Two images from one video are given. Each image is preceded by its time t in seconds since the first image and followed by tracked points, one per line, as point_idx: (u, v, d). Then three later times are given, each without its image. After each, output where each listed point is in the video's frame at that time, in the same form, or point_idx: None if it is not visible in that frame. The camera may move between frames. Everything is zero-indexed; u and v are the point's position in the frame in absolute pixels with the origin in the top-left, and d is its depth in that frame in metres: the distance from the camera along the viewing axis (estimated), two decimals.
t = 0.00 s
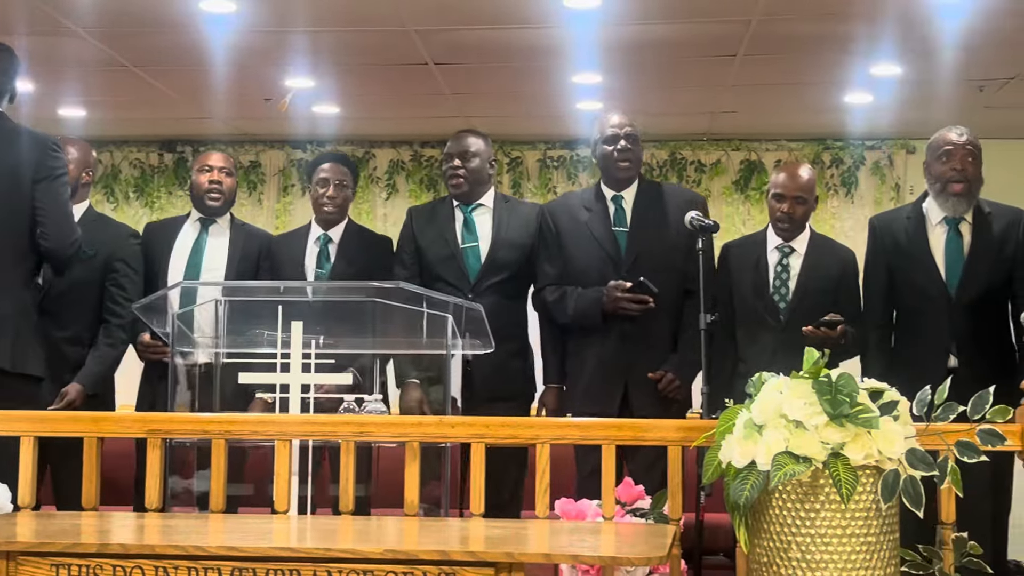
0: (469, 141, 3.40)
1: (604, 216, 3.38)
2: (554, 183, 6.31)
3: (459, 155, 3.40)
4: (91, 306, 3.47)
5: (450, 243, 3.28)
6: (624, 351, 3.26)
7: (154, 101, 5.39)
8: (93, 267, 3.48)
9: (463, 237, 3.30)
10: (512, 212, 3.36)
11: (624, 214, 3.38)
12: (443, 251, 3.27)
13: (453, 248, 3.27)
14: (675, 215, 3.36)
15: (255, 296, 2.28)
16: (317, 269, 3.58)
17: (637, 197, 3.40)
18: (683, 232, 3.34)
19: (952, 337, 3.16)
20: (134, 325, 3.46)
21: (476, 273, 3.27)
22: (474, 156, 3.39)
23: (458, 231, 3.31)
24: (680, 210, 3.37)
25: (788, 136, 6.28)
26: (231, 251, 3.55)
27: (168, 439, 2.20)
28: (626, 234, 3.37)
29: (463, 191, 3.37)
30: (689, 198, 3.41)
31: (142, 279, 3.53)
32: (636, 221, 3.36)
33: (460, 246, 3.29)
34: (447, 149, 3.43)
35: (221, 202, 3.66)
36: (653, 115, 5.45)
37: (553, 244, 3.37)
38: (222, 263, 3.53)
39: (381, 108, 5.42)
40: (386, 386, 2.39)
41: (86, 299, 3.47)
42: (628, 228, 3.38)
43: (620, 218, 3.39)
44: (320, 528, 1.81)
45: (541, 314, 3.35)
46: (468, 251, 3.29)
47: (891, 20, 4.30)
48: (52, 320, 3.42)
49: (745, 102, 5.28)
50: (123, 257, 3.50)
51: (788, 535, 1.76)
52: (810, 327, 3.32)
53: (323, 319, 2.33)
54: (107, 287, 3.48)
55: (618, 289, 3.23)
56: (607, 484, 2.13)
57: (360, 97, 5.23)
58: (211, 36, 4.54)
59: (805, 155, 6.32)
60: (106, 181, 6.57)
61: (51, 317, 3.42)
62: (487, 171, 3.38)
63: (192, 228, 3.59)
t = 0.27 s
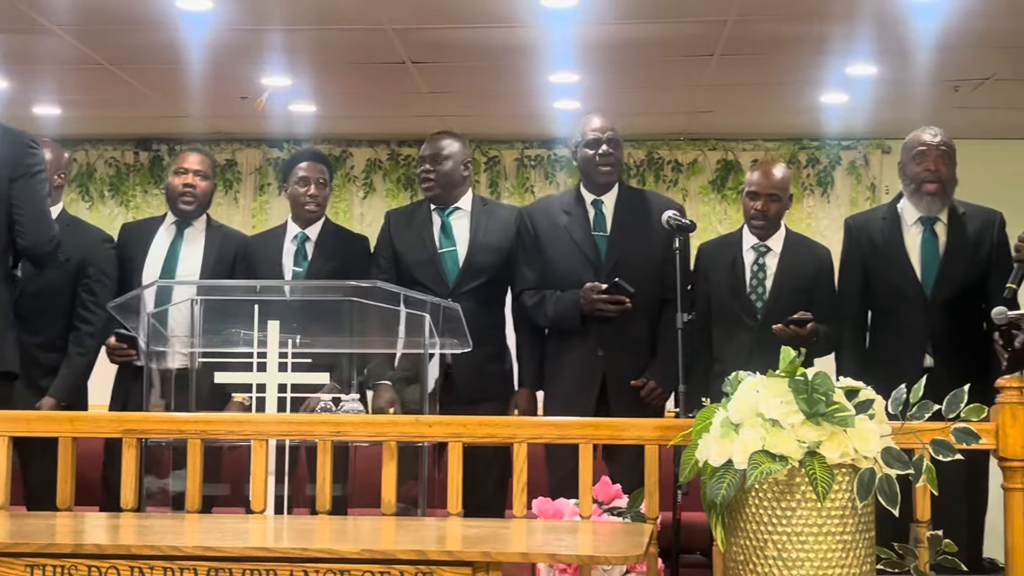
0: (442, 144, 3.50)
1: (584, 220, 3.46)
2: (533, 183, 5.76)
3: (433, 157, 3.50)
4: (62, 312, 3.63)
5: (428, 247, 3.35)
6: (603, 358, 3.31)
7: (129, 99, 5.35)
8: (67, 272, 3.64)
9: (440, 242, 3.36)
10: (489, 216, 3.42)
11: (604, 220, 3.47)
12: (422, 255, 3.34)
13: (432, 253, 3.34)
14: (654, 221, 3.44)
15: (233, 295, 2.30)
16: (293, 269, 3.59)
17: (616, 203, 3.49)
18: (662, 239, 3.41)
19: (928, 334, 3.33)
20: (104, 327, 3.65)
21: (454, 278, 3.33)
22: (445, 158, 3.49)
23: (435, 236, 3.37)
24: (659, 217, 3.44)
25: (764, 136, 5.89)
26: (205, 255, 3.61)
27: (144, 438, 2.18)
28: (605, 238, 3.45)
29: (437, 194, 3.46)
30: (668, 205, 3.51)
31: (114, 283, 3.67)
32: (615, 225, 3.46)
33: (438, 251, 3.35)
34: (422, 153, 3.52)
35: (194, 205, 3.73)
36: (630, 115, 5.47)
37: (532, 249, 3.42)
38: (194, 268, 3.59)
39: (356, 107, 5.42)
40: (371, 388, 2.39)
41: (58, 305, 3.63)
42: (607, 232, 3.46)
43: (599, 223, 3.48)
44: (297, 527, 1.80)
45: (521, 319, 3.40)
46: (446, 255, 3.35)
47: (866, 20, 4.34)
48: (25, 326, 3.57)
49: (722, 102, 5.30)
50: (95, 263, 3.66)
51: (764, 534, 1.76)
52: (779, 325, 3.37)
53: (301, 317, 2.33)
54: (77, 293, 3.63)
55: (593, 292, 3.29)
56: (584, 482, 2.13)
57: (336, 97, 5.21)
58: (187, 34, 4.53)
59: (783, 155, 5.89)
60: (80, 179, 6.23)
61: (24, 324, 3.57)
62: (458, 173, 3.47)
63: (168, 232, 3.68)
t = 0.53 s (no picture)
0: (403, 145, 3.51)
1: (545, 221, 3.41)
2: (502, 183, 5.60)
3: (393, 158, 3.52)
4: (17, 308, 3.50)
5: (385, 246, 3.40)
6: (559, 358, 3.32)
7: (98, 96, 5.31)
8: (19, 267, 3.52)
9: (397, 241, 3.42)
10: (448, 216, 3.47)
11: (568, 220, 3.42)
12: (377, 253, 3.40)
13: (388, 253, 3.39)
14: (613, 224, 3.41)
15: (197, 294, 2.32)
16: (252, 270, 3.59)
17: (579, 203, 3.44)
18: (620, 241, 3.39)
19: (886, 334, 3.27)
20: (62, 319, 3.49)
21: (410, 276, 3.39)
22: (404, 158, 3.50)
23: (392, 234, 3.43)
24: (618, 220, 3.42)
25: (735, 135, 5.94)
26: (161, 254, 3.59)
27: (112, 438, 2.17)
28: (567, 239, 3.41)
29: (395, 195, 3.49)
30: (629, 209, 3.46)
31: (68, 277, 3.58)
32: (579, 228, 3.41)
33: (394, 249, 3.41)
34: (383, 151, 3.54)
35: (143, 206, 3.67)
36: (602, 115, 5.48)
37: (492, 248, 3.42)
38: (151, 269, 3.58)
39: (326, 106, 5.41)
40: (329, 383, 2.37)
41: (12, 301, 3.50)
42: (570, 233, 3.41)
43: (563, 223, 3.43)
44: (266, 527, 1.79)
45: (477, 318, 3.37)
46: (403, 254, 3.41)
47: (835, 21, 4.35)
48: None
49: (692, 101, 5.33)
50: (47, 257, 3.56)
51: (733, 532, 1.77)
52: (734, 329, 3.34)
53: (267, 320, 2.35)
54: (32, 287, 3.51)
55: (556, 295, 3.30)
56: (554, 481, 2.13)
57: (306, 95, 5.20)
58: (156, 30, 4.49)
59: (753, 155, 5.97)
60: (47, 179, 6.20)
61: None
62: (416, 175, 3.50)
63: (121, 232, 3.62)
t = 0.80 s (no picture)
0: (359, 139, 3.54)
1: (503, 217, 3.51)
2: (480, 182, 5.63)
3: (349, 152, 3.56)
4: None
5: (337, 241, 3.49)
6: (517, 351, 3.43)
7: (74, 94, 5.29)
8: None
9: (350, 235, 3.49)
10: (405, 210, 3.51)
11: (525, 215, 3.52)
12: (330, 246, 3.48)
13: (341, 247, 3.47)
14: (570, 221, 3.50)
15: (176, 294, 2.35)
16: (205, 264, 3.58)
17: (536, 199, 3.53)
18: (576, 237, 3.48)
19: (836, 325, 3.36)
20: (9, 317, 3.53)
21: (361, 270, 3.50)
22: (360, 152, 3.55)
23: (346, 228, 3.50)
24: (575, 217, 3.50)
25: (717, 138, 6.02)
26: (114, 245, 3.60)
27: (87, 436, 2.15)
28: (525, 236, 3.51)
29: (348, 187, 3.54)
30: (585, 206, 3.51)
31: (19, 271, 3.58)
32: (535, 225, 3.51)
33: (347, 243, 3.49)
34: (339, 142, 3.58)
35: (93, 192, 3.62)
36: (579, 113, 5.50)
37: (450, 241, 3.50)
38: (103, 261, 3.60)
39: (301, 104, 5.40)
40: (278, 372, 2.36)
41: None
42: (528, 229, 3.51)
43: (520, 219, 3.52)
44: (243, 526, 1.78)
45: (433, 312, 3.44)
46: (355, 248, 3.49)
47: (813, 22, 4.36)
48: None
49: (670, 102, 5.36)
50: None
51: (710, 530, 1.78)
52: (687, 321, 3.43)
53: (243, 320, 2.36)
54: None
55: (511, 288, 3.47)
56: (530, 479, 2.13)
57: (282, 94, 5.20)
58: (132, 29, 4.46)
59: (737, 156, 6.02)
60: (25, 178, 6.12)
61: None
62: (371, 170, 3.54)
63: (75, 224, 3.62)
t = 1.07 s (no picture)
0: (315, 144, 3.28)
1: (463, 223, 3.34)
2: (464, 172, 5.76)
3: (306, 158, 3.28)
4: None
5: (290, 248, 3.24)
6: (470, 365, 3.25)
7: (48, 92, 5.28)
8: None
9: (304, 242, 3.25)
10: (359, 216, 3.30)
11: (484, 224, 3.35)
12: (285, 254, 3.24)
13: (294, 254, 3.23)
14: (528, 228, 3.36)
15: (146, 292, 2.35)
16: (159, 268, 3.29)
17: (494, 207, 3.37)
18: (534, 244, 3.33)
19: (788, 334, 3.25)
20: None
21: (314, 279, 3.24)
22: (316, 158, 3.27)
23: (299, 235, 3.26)
24: (533, 223, 3.37)
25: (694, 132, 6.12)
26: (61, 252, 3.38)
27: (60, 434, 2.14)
28: (485, 245, 3.34)
29: (302, 192, 3.29)
30: (541, 213, 3.40)
31: None
32: (495, 234, 3.35)
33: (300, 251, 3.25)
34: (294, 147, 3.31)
35: (39, 199, 3.46)
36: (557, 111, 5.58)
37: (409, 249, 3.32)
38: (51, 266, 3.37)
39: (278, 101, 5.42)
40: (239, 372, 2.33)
41: None
42: (488, 237, 3.35)
43: (479, 228, 3.36)
44: (219, 526, 1.78)
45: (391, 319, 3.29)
46: (308, 257, 3.24)
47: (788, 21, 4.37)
48: None
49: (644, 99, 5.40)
50: None
51: (684, 529, 1.78)
52: (636, 322, 3.37)
53: (217, 317, 2.36)
54: None
55: (468, 300, 3.25)
56: (507, 477, 2.13)
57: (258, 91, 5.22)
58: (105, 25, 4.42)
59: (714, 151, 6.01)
60: None
61: None
62: (326, 175, 3.27)
63: (20, 230, 3.42)
